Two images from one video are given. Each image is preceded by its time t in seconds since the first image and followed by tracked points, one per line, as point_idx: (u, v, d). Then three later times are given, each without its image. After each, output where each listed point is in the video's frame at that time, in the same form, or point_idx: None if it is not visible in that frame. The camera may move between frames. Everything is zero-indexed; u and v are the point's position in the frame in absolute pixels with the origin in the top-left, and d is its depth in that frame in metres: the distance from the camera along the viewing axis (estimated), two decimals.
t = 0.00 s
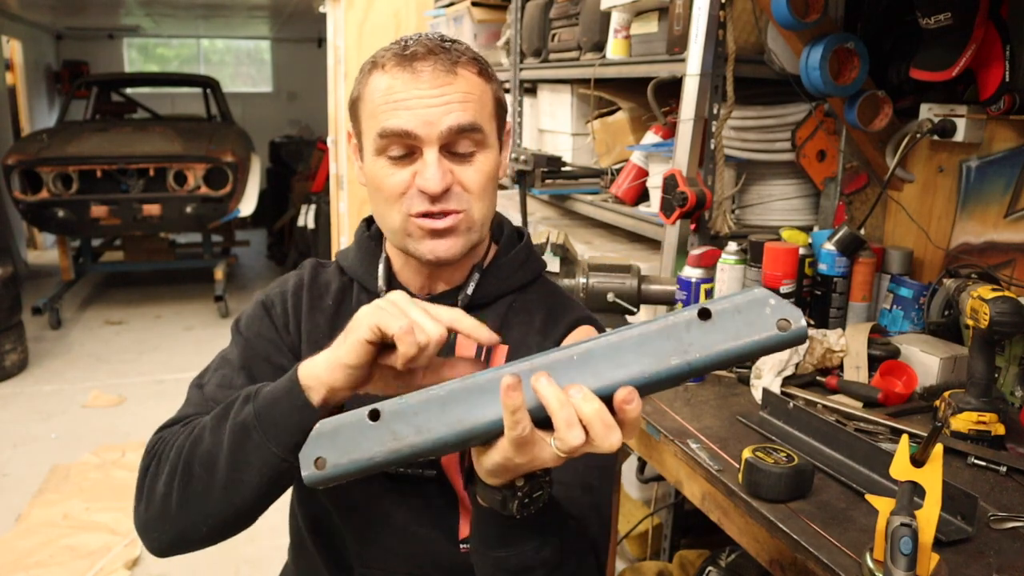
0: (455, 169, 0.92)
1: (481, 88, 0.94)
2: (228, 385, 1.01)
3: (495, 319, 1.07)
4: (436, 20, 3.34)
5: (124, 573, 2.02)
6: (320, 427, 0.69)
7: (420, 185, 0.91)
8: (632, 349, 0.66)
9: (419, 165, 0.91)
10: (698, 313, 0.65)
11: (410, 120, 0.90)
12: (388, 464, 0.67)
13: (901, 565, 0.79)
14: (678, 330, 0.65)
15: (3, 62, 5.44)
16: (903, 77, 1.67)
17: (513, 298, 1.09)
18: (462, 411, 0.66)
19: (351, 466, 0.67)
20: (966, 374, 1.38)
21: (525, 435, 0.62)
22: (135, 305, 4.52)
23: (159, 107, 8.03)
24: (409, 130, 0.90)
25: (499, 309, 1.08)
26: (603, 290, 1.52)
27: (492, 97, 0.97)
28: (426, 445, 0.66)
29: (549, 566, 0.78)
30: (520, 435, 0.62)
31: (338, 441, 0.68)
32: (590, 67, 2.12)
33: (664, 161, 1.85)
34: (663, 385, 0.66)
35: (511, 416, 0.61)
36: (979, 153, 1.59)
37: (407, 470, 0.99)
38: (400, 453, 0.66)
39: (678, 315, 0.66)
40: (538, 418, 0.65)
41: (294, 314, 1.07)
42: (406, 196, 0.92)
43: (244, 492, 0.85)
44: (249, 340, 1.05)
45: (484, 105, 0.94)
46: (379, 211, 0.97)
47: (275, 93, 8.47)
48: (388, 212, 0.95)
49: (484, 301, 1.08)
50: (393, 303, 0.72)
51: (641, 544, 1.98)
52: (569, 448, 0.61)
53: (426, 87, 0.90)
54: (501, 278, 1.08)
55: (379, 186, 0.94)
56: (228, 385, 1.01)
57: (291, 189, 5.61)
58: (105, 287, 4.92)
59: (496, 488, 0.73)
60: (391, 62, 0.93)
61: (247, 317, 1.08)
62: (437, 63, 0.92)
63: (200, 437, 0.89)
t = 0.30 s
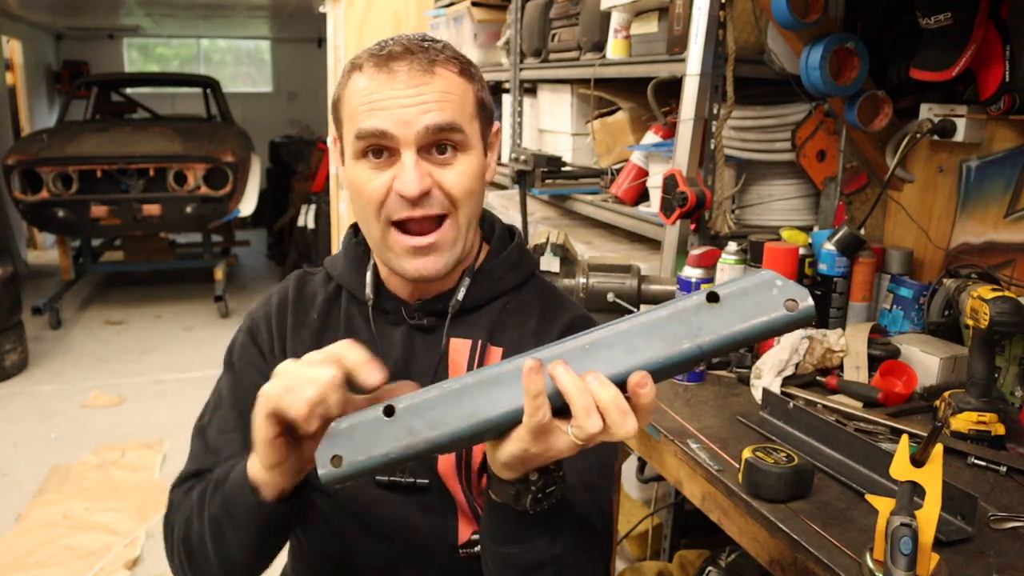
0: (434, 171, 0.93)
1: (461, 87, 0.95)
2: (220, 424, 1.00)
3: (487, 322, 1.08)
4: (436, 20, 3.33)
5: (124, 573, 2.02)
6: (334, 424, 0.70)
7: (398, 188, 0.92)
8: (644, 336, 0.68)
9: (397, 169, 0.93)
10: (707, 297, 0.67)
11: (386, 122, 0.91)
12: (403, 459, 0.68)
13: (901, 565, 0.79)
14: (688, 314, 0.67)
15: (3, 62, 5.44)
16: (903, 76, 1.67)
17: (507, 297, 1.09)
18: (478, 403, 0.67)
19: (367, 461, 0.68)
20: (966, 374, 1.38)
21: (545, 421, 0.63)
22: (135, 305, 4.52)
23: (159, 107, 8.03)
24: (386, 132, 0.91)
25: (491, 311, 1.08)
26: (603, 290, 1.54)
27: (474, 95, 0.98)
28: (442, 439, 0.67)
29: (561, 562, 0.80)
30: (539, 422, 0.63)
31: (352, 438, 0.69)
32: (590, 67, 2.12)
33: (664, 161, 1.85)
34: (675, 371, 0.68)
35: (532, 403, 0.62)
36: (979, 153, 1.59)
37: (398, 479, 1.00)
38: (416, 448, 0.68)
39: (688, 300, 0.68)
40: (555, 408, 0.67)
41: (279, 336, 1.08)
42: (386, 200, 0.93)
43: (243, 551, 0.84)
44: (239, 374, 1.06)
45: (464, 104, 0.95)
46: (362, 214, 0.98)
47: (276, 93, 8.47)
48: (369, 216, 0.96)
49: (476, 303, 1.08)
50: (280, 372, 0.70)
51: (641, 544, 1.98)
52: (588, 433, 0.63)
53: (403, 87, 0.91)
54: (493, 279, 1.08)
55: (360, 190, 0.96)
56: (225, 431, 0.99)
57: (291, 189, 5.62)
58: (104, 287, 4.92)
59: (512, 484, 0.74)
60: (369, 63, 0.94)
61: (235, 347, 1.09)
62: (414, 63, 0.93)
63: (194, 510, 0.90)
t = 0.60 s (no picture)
0: (416, 176, 0.93)
1: (438, 93, 0.95)
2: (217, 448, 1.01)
3: (472, 324, 1.08)
4: (436, 19, 3.33)
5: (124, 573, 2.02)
6: (344, 406, 0.73)
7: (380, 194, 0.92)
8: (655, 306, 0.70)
9: (377, 177, 0.93)
10: (716, 266, 0.70)
11: (364, 131, 0.91)
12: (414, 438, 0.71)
13: (901, 565, 0.80)
14: (699, 283, 0.70)
15: (3, 62, 5.44)
16: (903, 76, 1.67)
17: (495, 294, 1.10)
18: (491, 378, 0.70)
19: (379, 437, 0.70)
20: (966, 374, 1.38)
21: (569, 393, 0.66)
22: (135, 305, 4.52)
23: (160, 107, 8.02)
24: (364, 141, 0.91)
25: (477, 310, 1.09)
26: (603, 290, 1.55)
27: (453, 101, 0.98)
28: (457, 415, 0.70)
29: (574, 557, 0.82)
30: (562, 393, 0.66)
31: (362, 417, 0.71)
32: (590, 67, 2.12)
33: (664, 161, 1.85)
34: (688, 338, 0.71)
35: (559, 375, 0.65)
36: (979, 153, 1.59)
37: (386, 479, 1.03)
38: (429, 424, 0.70)
39: (696, 270, 0.71)
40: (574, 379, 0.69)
41: (265, 355, 1.09)
42: (366, 207, 0.93)
43: None
44: (231, 399, 1.09)
45: (444, 110, 0.95)
46: (344, 221, 0.98)
47: (276, 93, 8.47)
48: (351, 222, 0.96)
49: (462, 303, 1.08)
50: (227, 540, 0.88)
51: (641, 544, 1.97)
52: (609, 400, 0.66)
53: (381, 95, 0.91)
54: (478, 277, 1.08)
55: (341, 198, 0.96)
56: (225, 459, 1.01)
57: (291, 189, 5.61)
58: (104, 287, 4.92)
59: (525, 472, 0.76)
60: (345, 72, 0.95)
61: (227, 369, 1.12)
62: (391, 71, 0.93)
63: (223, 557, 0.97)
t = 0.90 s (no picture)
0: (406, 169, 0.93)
1: (429, 89, 0.95)
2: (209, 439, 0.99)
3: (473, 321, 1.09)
4: (436, 19, 3.33)
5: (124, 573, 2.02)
6: (318, 373, 0.74)
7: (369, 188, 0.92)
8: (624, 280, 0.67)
9: (369, 173, 0.93)
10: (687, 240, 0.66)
11: (355, 128, 0.92)
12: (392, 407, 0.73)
13: (901, 565, 0.80)
14: (668, 257, 0.66)
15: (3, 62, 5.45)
16: (903, 76, 1.67)
17: (492, 292, 1.11)
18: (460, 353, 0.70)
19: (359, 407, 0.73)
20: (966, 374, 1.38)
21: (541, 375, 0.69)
22: (135, 305, 4.52)
23: (160, 107, 8.02)
24: (354, 138, 0.91)
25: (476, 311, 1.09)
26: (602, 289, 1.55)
27: (444, 97, 0.98)
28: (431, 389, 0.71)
29: (572, 535, 0.85)
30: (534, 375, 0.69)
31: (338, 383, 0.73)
32: (590, 67, 2.12)
33: (664, 161, 1.85)
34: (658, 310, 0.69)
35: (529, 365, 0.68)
36: (978, 153, 1.59)
37: (389, 478, 1.02)
38: (403, 398, 0.72)
39: (666, 243, 0.67)
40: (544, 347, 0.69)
41: (269, 354, 1.09)
42: (359, 203, 0.93)
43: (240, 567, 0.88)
44: (230, 393, 1.08)
45: (434, 105, 0.95)
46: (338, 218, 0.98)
47: (276, 93, 8.47)
48: (344, 218, 0.96)
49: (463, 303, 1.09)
50: (234, 460, 0.78)
51: (641, 544, 1.97)
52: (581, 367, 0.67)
53: (369, 90, 0.92)
54: (477, 277, 1.09)
55: (336, 197, 0.96)
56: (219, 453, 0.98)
57: (291, 189, 5.61)
58: (104, 287, 4.92)
59: (519, 447, 0.79)
60: (337, 72, 0.95)
61: (224, 364, 1.10)
62: (380, 68, 0.93)
63: (200, 528, 0.91)
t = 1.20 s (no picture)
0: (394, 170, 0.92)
1: (423, 90, 0.94)
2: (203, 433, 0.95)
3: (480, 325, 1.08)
4: (436, 19, 3.33)
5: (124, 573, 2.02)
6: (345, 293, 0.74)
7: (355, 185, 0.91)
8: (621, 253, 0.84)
9: (357, 172, 0.92)
10: (662, 231, 0.88)
11: (344, 125, 0.91)
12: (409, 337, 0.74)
13: (901, 565, 0.80)
14: (652, 239, 0.86)
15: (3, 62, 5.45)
16: (903, 77, 1.67)
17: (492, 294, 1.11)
18: (484, 290, 0.77)
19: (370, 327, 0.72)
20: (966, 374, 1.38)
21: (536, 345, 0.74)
22: (135, 305, 4.52)
23: (159, 107, 8.02)
24: (342, 135, 0.91)
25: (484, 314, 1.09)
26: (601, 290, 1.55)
27: (440, 99, 0.96)
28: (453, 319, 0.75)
29: (609, 518, 0.87)
30: (529, 339, 0.75)
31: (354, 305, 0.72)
32: (590, 67, 2.12)
33: (664, 161, 1.85)
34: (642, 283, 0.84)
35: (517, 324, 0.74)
36: (979, 153, 1.59)
37: (392, 481, 0.99)
38: (424, 326, 0.74)
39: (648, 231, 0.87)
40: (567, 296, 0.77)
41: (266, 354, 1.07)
42: (346, 202, 0.93)
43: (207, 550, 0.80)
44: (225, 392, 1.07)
45: (427, 107, 0.94)
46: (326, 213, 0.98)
47: (276, 93, 8.47)
48: (332, 213, 0.96)
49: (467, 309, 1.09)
50: (221, 342, 0.69)
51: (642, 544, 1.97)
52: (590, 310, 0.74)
53: (358, 88, 0.91)
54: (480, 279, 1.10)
55: (325, 193, 0.95)
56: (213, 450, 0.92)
57: (291, 189, 5.61)
58: (104, 287, 4.92)
59: (566, 434, 0.82)
60: (332, 68, 0.94)
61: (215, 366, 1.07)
62: (374, 67, 0.92)
63: (162, 473, 0.84)
